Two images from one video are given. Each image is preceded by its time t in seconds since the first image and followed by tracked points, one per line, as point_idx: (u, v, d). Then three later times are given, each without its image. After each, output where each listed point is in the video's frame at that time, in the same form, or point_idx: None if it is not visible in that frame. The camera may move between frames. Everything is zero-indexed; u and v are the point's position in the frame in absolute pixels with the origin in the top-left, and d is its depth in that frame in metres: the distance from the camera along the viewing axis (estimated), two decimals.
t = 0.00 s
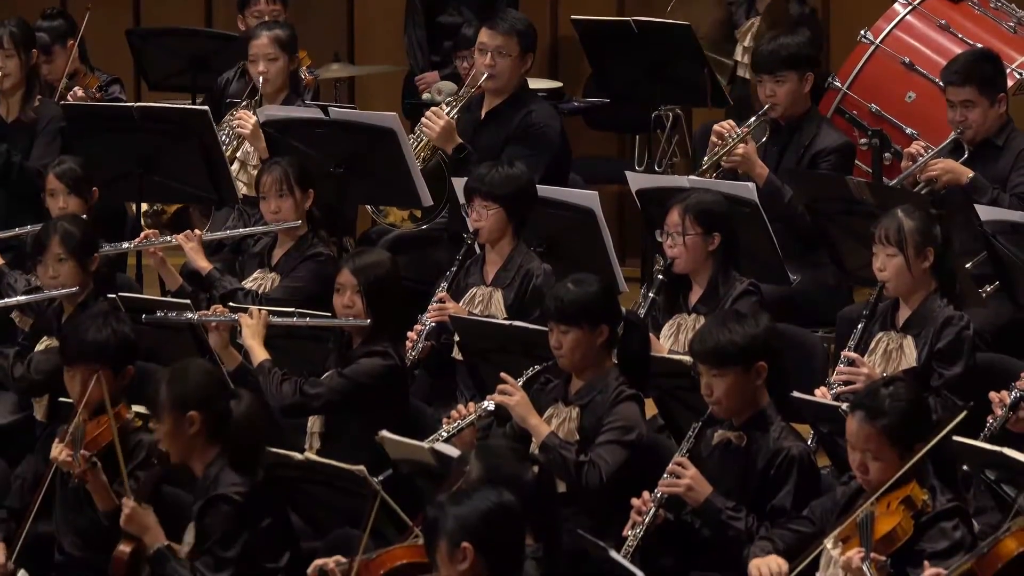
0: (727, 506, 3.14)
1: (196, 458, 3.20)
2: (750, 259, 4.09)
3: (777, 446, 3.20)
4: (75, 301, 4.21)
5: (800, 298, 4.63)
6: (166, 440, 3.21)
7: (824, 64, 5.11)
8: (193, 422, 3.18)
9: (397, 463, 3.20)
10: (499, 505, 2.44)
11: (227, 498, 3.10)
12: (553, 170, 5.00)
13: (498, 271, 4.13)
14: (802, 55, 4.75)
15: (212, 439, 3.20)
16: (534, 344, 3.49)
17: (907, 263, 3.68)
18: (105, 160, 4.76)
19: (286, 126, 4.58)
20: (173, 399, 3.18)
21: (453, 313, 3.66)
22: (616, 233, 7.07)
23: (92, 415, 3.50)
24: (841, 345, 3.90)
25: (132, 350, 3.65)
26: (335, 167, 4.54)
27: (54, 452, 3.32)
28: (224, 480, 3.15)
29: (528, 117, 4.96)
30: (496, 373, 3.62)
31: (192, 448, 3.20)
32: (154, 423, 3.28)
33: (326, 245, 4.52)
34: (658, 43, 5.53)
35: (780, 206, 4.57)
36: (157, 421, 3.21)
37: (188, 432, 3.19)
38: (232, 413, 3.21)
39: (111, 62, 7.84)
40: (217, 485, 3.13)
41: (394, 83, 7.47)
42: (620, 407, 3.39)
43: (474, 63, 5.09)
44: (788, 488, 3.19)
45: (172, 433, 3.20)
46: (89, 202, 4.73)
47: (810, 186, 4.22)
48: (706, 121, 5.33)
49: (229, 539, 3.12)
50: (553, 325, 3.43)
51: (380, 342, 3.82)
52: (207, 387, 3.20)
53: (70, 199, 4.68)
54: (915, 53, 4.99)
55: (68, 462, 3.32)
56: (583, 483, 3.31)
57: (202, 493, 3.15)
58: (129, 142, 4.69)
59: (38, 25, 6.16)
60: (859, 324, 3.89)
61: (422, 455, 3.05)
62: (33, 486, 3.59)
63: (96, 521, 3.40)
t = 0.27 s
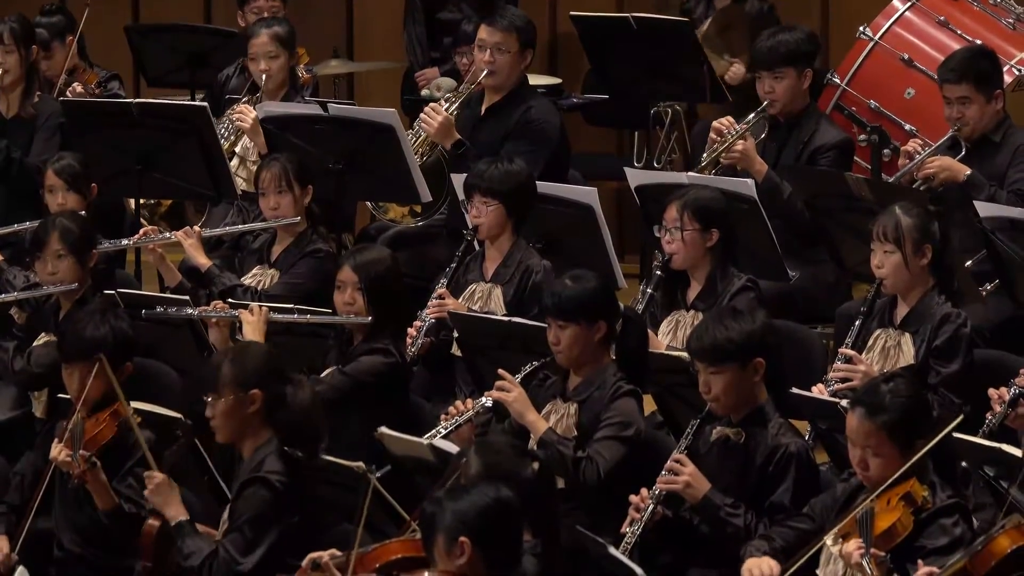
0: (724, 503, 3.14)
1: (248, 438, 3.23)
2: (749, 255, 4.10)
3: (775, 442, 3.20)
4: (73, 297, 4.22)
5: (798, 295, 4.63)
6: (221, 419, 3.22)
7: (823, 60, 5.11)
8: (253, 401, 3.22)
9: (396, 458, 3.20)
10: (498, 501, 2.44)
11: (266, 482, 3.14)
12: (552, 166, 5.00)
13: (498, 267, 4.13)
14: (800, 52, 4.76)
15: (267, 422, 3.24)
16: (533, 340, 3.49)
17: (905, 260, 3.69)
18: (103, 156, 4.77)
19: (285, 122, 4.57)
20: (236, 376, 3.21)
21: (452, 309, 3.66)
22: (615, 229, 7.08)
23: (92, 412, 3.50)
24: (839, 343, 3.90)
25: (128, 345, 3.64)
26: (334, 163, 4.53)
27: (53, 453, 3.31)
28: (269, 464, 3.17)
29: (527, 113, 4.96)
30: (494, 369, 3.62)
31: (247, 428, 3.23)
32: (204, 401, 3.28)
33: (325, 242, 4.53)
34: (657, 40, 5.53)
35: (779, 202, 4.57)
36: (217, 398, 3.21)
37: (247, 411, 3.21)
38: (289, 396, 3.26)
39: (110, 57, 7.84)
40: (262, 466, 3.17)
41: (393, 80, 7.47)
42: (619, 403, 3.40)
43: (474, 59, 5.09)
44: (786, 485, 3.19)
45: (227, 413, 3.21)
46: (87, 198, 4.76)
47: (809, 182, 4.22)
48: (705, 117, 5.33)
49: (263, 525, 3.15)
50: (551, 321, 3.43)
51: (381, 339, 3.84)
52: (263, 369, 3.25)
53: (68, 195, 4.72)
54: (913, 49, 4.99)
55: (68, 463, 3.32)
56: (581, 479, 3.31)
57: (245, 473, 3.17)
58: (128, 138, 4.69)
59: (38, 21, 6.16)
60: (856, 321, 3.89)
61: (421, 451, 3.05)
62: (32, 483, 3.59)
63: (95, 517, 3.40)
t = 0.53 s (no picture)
0: (722, 501, 3.13)
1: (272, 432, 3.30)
2: (749, 254, 4.10)
3: (773, 441, 3.20)
4: (74, 295, 4.21)
5: (797, 294, 4.63)
6: (246, 410, 3.29)
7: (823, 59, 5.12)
8: (280, 395, 3.31)
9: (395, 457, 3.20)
10: (497, 499, 2.44)
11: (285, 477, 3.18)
12: (551, 165, 5.00)
13: (498, 265, 4.13)
14: (799, 50, 4.76)
15: (289, 420, 3.32)
16: (532, 339, 3.49)
17: (904, 259, 3.68)
18: (103, 155, 4.77)
19: (283, 121, 4.56)
20: (266, 368, 3.31)
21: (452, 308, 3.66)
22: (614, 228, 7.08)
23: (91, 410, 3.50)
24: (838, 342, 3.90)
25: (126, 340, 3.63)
26: (334, 161, 4.53)
27: (52, 449, 3.32)
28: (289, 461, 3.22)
29: (527, 112, 4.96)
30: (493, 368, 3.62)
31: (271, 422, 3.31)
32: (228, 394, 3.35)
33: (324, 241, 4.53)
34: (657, 39, 5.53)
35: (778, 200, 4.57)
36: (243, 388, 3.30)
37: (274, 404, 3.30)
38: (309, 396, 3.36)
39: (109, 56, 7.85)
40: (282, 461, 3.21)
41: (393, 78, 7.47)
42: (618, 401, 3.40)
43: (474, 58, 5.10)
44: (784, 484, 3.18)
45: (256, 404, 3.29)
46: (87, 195, 4.74)
47: (809, 181, 4.22)
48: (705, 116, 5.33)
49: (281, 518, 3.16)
50: (551, 319, 3.43)
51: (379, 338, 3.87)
52: (292, 366, 3.35)
53: (69, 193, 4.68)
54: (912, 48, 4.99)
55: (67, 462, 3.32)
56: (581, 479, 3.32)
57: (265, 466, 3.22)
58: (127, 136, 4.69)
59: (37, 19, 6.16)
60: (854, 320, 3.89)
61: (420, 451, 3.05)
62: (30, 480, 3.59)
63: (94, 516, 3.41)
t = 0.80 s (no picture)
0: (720, 501, 3.13)
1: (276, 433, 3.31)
2: (749, 254, 4.10)
3: (771, 441, 3.20)
4: (72, 295, 4.21)
5: (797, 293, 4.64)
6: (249, 412, 3.30)
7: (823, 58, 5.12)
8: (282, 396, 3.31)
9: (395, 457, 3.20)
10: (494, 497, 2.45)
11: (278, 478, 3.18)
12: (552, 164, 5.00)
13: (498, 265, 4.13)
14: (799, 50, 4.76)
15: (293, 419, 3.33)
16: (532, 339, 3.49)
17: (903, 258, 3.68)
18: (103, 155, 4.76)
19: (282, 121, 4.55)
20: (271, 367, 3.31)
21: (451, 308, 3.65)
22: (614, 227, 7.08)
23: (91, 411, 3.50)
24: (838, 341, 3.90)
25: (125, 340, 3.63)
26: (334, 160, 4.53)
27: (53, 451, 3.32)
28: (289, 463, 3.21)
29: (527, 110, 4.96)
30: (493, 368, 3.62)
31: (273, 422, 3.31)
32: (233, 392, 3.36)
33: (324, 241, 4.54)
34: (657, 38, 5.52)
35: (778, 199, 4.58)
36: (247, 387, 3.30)
37: (276, 404, 3.30)
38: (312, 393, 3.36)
39: (109, 56, 7.85)
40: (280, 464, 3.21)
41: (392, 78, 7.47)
42: (617, 402, 3.40)
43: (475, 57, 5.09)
44: (783, 483, 3.18)
45: (258, 404, 3.30)
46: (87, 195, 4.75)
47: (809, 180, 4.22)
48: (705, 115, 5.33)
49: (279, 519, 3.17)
50: (550, 320, 3.43)
51: (378, 337, 3.89)
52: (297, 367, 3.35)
53: (67, 193, 4.78)
54: (912, 47, 4.99)
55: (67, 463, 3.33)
56: (580, 479, 3.32)
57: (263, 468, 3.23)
58: (126, 136, 4.69)
59: (37, 19, 6.16)
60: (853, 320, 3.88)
61: (418, 450, 3.05)
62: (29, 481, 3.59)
63: (94, 516, 3.41)
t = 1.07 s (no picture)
0: (719, 501, 3.13)
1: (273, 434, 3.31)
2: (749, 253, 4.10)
3: (770, 439, 3.20)
4: (73, 294, 4.20)
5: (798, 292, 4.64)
6: (241, 412, 3.30)
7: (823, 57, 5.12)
8: (273, 393, 3.31)
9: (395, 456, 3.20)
10: (491, 495, 2.45)
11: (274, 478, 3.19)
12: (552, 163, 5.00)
13: (499, 264, 4.13)
14: (799, 49, 4.76)
15: (286, 415, 3.33)
16: (533, 338, 3.49)
17: (903, 256, 3.68)
18: (104, 154, 4.76)
19: (284, 120, 4.55)
20: (261, 365, 3.30)
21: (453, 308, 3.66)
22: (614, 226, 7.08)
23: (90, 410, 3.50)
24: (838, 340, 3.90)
25: (126, 341, 3.64)
26: (334, 160, 4.53)
27: (56, 451, 3.32)
28: (290, 464, 3.23)
29: (528, 109, 4.96)
30: (494, 368, 3.62)
31: (265, 418, 3.32)
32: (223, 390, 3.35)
33: (324, 240, 4.54)
34: (657, 38, 5.52)
35: (778, 197, 4.58)
36: (237, 384, 3.29)
37: (267, 401, 3.30)
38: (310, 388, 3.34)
39: (108, 55, 7.85)
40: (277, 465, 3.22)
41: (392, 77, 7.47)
42: (617, 401, 3.40)
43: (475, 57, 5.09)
44: (782, 482, 3.18)
45: (248, 401, 3.29)
46: (87, 194, 4.75)
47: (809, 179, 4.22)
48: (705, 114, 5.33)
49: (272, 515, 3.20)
50: (550, 318, 3.43)
51: (378, 334, 3.89)
52: (285, 365, 3.34)
53: (70, 192, 4.70)
54: (913, 46, 4.99)
55: (71, 463, 3.33)
56: (580, 478, 3.32)
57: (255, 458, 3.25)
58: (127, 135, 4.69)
59: (36, 18, 6.16)
60: (854, 317, 3.88)
61: (420, 448, 3.05)
62: (29, 480, 3.59)
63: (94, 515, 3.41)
